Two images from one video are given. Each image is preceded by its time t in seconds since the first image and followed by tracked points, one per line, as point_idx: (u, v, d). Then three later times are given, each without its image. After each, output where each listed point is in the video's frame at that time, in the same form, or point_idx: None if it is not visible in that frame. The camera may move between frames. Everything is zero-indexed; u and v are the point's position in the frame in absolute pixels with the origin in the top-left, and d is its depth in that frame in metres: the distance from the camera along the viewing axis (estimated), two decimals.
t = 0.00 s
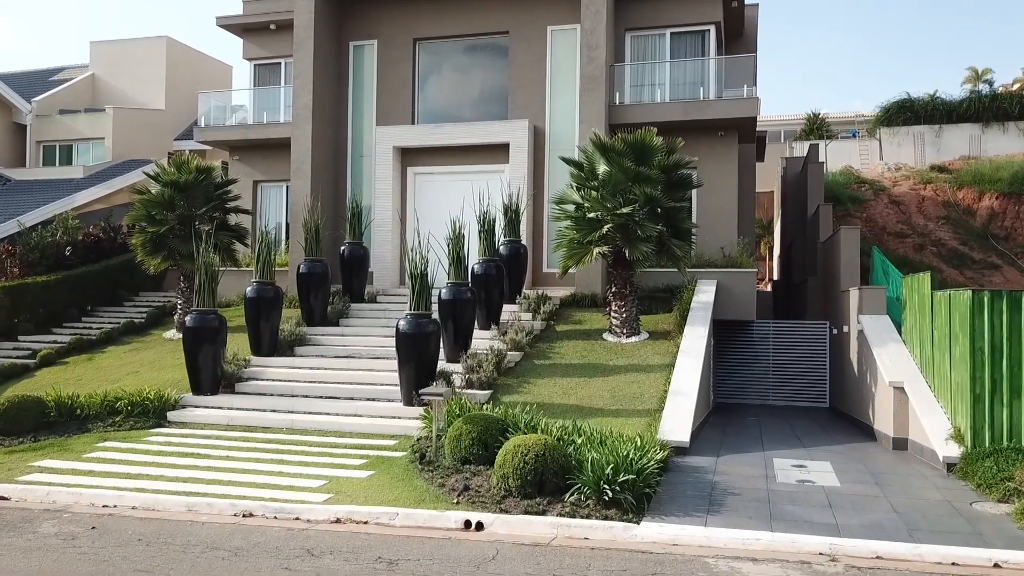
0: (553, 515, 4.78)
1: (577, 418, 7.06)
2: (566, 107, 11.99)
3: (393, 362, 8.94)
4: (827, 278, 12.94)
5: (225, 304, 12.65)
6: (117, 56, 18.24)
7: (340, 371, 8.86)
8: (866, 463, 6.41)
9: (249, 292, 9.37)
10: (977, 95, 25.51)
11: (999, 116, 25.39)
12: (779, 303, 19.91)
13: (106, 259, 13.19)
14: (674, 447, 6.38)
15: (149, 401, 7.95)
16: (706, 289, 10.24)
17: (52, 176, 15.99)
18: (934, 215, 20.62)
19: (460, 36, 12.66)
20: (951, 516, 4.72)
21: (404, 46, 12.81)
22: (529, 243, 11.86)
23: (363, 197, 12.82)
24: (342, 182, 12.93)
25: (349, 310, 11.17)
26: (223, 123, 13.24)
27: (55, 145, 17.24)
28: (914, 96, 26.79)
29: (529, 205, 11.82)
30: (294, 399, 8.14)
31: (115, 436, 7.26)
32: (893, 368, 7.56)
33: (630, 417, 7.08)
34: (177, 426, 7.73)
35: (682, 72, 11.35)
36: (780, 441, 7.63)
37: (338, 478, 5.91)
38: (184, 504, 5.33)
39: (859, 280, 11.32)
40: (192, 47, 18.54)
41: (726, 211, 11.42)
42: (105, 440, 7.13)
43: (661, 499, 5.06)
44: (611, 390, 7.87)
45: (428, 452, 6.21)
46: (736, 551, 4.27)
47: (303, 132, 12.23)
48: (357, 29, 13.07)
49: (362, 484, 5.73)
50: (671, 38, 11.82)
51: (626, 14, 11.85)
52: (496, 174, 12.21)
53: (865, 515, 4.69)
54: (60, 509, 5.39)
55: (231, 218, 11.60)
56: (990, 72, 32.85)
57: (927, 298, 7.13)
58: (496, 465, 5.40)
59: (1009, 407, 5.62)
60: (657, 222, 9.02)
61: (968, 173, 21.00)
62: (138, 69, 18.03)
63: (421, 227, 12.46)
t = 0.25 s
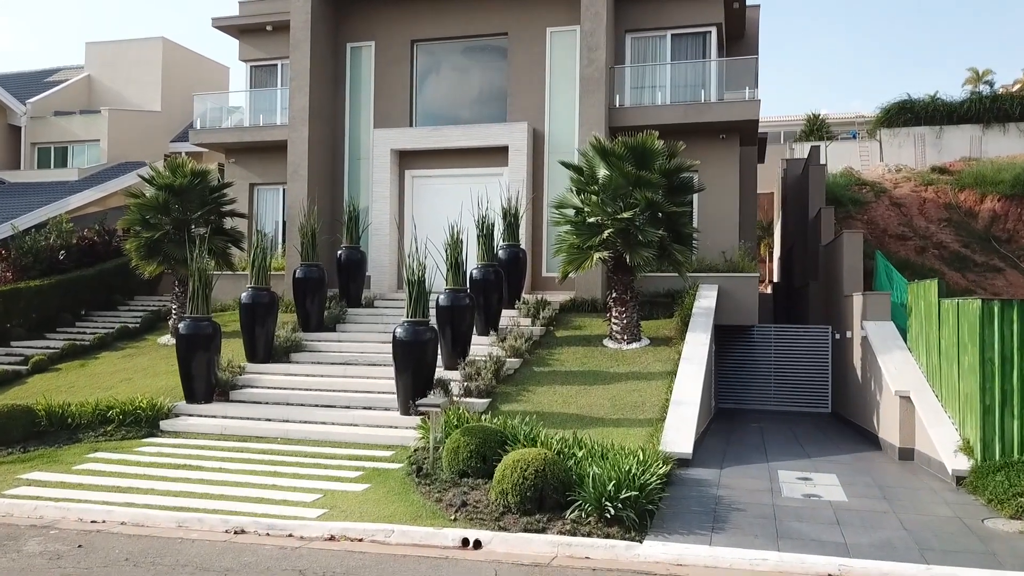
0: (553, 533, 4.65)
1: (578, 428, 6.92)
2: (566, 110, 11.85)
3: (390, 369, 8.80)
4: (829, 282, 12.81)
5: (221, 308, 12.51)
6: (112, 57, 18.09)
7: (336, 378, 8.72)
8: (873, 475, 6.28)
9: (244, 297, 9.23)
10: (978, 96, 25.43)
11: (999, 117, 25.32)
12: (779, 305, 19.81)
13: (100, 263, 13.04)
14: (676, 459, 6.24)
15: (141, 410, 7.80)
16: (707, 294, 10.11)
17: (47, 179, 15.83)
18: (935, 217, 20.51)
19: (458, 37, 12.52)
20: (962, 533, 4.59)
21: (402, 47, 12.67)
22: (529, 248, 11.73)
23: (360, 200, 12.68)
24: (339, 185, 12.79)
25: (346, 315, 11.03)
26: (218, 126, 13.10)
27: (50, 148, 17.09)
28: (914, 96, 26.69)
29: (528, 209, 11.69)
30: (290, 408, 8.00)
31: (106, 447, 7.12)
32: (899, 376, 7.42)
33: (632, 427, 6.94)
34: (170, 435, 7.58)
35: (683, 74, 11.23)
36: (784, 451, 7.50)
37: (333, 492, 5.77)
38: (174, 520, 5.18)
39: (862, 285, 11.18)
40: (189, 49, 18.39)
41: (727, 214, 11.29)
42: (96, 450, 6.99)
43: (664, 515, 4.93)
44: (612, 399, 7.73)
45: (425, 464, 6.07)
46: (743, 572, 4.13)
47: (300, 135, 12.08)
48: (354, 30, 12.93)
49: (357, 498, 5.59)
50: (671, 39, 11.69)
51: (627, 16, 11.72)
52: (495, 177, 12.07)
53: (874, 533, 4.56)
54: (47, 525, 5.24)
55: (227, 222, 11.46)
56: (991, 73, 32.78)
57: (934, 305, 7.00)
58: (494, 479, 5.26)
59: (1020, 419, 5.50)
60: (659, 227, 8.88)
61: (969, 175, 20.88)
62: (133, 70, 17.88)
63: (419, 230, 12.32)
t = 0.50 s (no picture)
0: (553, 553, 4.53)
1: (578, 439, 6.80)
2: (566, 113, 11.73)
3: (387, 377, 8.68)
4: (832, 286, 12.69)
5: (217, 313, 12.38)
6: (108, 58, 17.96)
7: (333, 386, 8.60)
8: (879, 488, 6.16)
9: (240, 304, 9.11)
10: (978, 97, 25.34)
11: (1000, 118, 25.24)
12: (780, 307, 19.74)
13: (95, 267, 12.91)
14: (679, 471, 6.12)
15: (135, 419, 7.68)
16: (709, 300, 9.99)
17: (42, 182, 15.71)
18: (937, 219, 20.41)
19: (457, 39, 12.39)
20: (973, 552, 4.47)
21: (400, 49, 12.55)
22: (528, 252, 11.61)
23: (358, 204, 12.55)
24: (337, 189, 12.67)
25: (344, 321, 10.91)
26: (215, 128, 12.98)
27: (45, 150, 16.95)
28: (915, 98, 26.60)
29: (528, 213, 11.57)
30: (285, 417, 7.87)
31: (98, 458, 6.99)
32: (905, 385, 7.30)
33: (633, 438, 6.82)
34: (163, 445, 7.46)
35: (683, 77, 11.11)
36: (787, 461, 7.38)
37: (328, 506, 5.64)
38: (165, 536, 5.06)
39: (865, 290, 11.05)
40: (185, 50, 18.26)
41: (729, 219, 11.17)
42: (87, 462, 6.86)
43: (667, 533, 4.81)
44: (613, 408, 7.61)
45: (422, 478, 5.94)
46: None
47: (297, 138, 11.96)
48: (352, 32, 12.81)
49: (353, 512, 5.47)
50: (672, 42, 11.57)
51: (627, 18, 11.60)
52: (493, 181, 11.95)
53: (882, 552, 4.44)
54: (34, 543, 5.11)
55: (223, 227, 11.33)
56: (991, 74, 32.70)
57: (941, 314, 6.88)
58: (493, 495, 5.14)
59: None
60: (660, 232, 8.76)
61: (971, 177, 20.81)
62: (129, 72, 17.75)
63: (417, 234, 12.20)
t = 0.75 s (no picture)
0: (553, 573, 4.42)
1: (578, 451, 6.68)
2: (565, 116, 11.62)
3: (384, 385, 8.56)
4: (833, 291, 12.59)
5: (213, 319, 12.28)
6: (104, 60, 17.83)
7: (330, 395, 8.49)
8: (885, 501, 6.05)
9: (236, 310, 8.99)
10: (979, 99, 25.25)
11: (1001, 119, 25.14)
12: (781, 311, 19.66)
13: (90, 272, 12.80)
14: (681, 485, 6.01)
15: (128, 429, 7.56)
16: (710, 306, 9.88)
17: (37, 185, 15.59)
18: (938, 222, 20.32)
19: (456, 41, 12.27)
20: (983, 573, 4.36)
21: (398, 52, 12.43)
22: (527, 257, 11.50)
23: (356, 208, 12.44)
24: (335, 193, 12.55)
25: (341, 327, 10.80)
26: (211, 132, 12.86)
27: (41, 153, 16.83)
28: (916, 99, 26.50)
29: (527, 217, 11.46)
30: (281, 427, 7.75)
31: (90, 469, 6.87)
32: (910, 396, 7.19)
33: (634, 449, 6.71)
34: (157, 456, 7.34)
35: (684, 81, 11.00)
36: (791, 473, 7.27)
37: (324, 521, 5.53)
38: (156, 554, 4.95)
39: (868, 296, 10.95)
40: (182, 52, 18.13)
41: (730, 223, 11.06)
42: (79, 473, 6.75)
43: (670, 552, 4.70)
44: (614, 417, 7.50)
45: (420, 492, 5.83)
46: None
47: (293, 142, 11.84)
48: (349, 35, 12.69)
49: (349, 528, 5.35)
50: (673, 44, 11.46)
51: (627, 20, 11.48)
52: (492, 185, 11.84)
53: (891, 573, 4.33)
54: (22, 560, 5.00)
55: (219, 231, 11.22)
56: (992, 76, 32.61)
57: (946, 323, 6.78)
58: (492, 511, 5.03)
59: None
60: (661, 239, 8.65)
61: (972, 180, 20.82)
62: (126, 74, 17.63)
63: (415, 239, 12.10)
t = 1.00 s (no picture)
0: None
1: (578, 463, 6.57)
2: (565, 120, 11.51)
3: (382, 394, 8.45)
4: (836, 297, 12.48)
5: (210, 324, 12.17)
6: (101, 62, 17.70)
7: (327, 403, 8.37)
8: (892, 516, 5.94)
9: (232, 317, 8.87)
10: (980, 100, 25.17)
11: (1002, 121, 25.05)
12: (781, 314, 19.56)
13: (86, 277, 12.68)
14: (683, 499, 5.89)
15: (121, 440, 7.44)
16: (712, 313, 9.77)
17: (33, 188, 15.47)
18: (939, 225, 20.23)
19: (455, 44, 12.15)
20: None
21: (396, 54, 12.31)
22: (526, 263, 11.38)
23: (354, 213, 12.33)
24: (332, 197, 12.44)
25: (338, 333, 10.69)
26: (208, 135, 12.75)
27: (37, 155, 16.71)
28: (916, 100, 26.41)
29: (526, 222, 11.35)
30: (277, 437, 7.64)
31: (83, 481, 6.76)
32: (916, 406, 7.08)
33: (636, 462, 6.60)
34: (150, 467, 7.22)
35: (685, 85, 10.89)
36: (794, 485, 7.16)
37: (319, 537, 5.41)
38: (147, 573, 4.83)
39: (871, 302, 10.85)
40: (179, 53, 18.00)
41: (732, 229, 10.95)
42: (71, 486, 6.63)
43: (673, 572, 4.59)
44: (615, 428, 7.38)
45: (418, 507, 5.72)
46: None
47: (291, 146, 11.73)
48: (347, 37, 12.57)
49: (345, 545, 5.24)
50: (674, 48, 11.34)
51: (628, 23, 11.37)
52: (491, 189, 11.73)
53: None
54: None
55: (215, 236, 11.10)
56: (993, 77, 32.53)
57: (953, 333, 6.67)
58: (491, 529, 4.92)
59: None
60: (662, 246, 8.53)
61: (974, 183, 20.75)
62: (122, 76, 17.51)
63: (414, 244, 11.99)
